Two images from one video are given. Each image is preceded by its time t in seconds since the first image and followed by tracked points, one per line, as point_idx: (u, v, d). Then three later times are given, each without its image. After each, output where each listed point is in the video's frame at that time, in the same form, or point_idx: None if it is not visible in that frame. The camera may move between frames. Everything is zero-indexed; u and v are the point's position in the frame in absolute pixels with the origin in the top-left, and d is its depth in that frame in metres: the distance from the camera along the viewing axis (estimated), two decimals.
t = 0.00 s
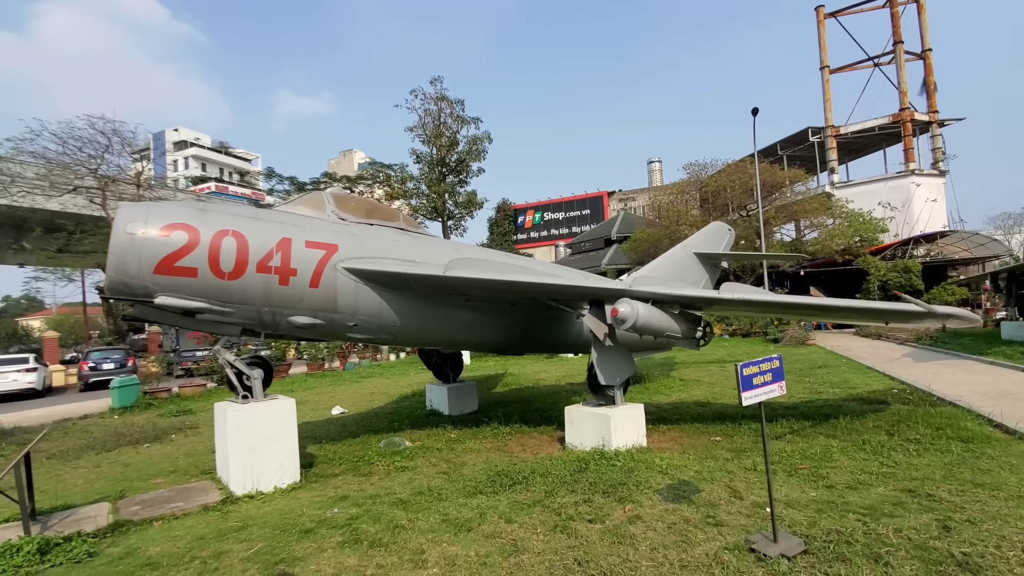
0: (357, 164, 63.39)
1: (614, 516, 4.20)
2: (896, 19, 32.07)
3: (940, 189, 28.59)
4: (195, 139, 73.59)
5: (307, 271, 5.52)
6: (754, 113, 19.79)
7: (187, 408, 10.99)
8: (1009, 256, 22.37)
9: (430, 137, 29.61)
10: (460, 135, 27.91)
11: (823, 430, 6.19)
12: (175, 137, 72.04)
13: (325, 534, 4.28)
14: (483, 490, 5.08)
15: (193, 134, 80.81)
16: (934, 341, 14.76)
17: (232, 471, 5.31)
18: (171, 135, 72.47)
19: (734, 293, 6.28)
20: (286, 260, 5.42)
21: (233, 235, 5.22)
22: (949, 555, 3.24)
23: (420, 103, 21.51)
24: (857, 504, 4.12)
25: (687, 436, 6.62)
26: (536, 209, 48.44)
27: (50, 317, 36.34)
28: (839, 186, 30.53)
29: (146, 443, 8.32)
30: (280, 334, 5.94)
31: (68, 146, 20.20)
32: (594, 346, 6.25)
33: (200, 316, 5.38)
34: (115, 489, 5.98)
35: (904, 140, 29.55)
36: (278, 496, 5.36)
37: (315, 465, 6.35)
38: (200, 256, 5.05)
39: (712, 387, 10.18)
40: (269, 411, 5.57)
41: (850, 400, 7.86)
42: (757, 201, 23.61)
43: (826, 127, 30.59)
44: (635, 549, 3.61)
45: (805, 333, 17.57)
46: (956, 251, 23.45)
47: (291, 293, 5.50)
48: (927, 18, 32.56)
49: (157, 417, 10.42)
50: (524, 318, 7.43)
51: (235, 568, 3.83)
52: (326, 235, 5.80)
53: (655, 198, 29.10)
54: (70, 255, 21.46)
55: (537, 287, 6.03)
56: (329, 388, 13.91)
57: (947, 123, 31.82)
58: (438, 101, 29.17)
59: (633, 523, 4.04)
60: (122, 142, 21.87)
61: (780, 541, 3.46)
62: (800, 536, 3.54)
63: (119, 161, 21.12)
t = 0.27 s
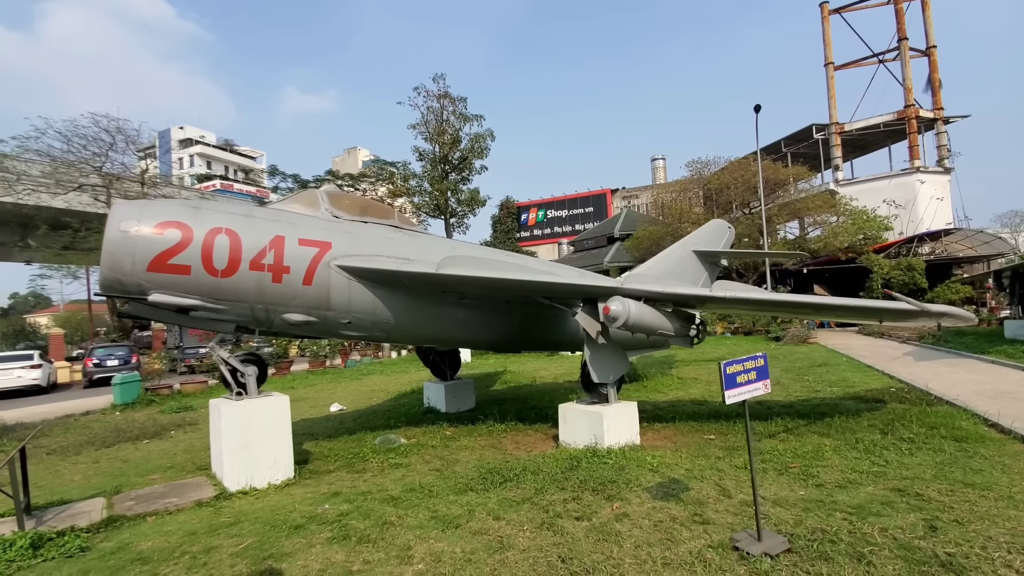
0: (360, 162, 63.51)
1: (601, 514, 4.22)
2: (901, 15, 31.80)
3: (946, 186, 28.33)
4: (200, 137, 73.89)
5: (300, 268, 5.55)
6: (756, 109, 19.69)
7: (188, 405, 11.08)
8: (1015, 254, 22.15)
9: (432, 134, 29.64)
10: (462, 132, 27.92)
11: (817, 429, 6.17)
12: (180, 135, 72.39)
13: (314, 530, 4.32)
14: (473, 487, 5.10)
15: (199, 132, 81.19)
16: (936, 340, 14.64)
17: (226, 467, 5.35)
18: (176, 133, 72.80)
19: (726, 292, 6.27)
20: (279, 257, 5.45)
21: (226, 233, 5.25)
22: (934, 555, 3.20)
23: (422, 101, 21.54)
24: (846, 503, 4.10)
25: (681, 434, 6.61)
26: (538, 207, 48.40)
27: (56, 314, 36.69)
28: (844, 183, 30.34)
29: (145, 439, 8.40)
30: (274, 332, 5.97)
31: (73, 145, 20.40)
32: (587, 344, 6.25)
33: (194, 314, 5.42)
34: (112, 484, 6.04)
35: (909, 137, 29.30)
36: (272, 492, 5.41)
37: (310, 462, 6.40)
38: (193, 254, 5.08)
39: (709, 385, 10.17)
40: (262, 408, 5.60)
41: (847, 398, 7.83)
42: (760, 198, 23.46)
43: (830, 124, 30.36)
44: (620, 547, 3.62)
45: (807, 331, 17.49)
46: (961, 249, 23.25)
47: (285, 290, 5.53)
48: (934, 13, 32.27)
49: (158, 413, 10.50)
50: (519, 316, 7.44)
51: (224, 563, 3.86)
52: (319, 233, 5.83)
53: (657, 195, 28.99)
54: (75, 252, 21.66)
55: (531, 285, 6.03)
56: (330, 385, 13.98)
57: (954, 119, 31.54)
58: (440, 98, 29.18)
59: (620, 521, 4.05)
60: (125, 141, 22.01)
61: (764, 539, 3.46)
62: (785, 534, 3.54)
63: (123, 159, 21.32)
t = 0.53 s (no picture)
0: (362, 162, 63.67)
1: (588, 514, 4.24)
2: (903, 14, 31.70)
3: (948, 186, 28.21)
4: (203, 138, 74.19)
5: (292, 270, 5.58)
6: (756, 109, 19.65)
7: (187, 405, 11.15)
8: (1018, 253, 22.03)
9: (433, 135, 29.69)
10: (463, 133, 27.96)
11: (809, 430, 6.17)
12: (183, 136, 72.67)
13: (303, 530, 4.35)
14: (463, 488, 5.14)
15: (202, 132, 81.47)
16: (936, 340, 14.60)
17: (219, 466, 5.40)
18: (180, 135, 72.97)
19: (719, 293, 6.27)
20: (271, 259, 5.49)
21: (218, 235, 5.30)
22: (914, 556, 3.19)
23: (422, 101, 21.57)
24: (831, 504, 4.11)
25: (674, 435, 6.63)
26: (539, 207, 48.41)
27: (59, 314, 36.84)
28: (845, 183, 30.25)
29: (143, 439, 8.46)
30: (268, 333, 6.01)
31: (75, 146, 20.51)
32: (579, 345, 6.27)
33: (187, 315, 5.47)
34: (107, 483, 6.10)
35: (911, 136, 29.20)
36: (264, 492, 5.45)
37: (304, 462, 6.44)
38: (186, 256, 5.13)
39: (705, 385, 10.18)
40: (255, 408, 5.64)
41: (842, 399, 7.83)
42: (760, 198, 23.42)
43: (832, 124, 30.27)
44: (604, 547, 3.64)
45: (806, 331, 17.46)
46: (963, 249, 23.13)
47: (277, 291, 5.57)
48: (936, 12, 32.15)
49: (157, 413, 10.57)
50: (513, 317, 7.46)
51: (213, 562, 3.90)
52: (311, 235, 5.87)
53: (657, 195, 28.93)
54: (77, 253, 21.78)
55: (523, 287, 6.06)
56: (329, 385, 14.04)
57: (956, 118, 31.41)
58: (441, 99, 29.23)
59: (606, 522, 4.08)
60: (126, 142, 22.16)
61: (746, 540, 3.47)
62: (768, 535, 3.56)
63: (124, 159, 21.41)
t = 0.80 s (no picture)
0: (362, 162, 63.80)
1: (574, 514, 4.29)
2: (903, 13, 31.66)
3: (947, 186, 28.19)
4: (204, 138, 74.33)
5: (283, 272, 5.64)
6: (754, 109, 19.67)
7: (184, 405, 11.20)
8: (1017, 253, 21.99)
9: (432, 135, 29.73)
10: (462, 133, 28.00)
11: (796, 431, 6.21)
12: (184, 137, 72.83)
13: (293, 529, 4.41)
14: (452, 487, 5.18)
15: (202, 133, 81.52)
16: (933, 340, 14.59)
17: (211, 466, 5.45)
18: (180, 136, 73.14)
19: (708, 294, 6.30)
20: (263, 261, 5.54)
21: (210, 237, 5.35)
22: (890, 555, 3.22)
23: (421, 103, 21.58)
24: (814, 504, 4.14)
25: (665, 435, 6.66)
26: (539, 207, 48.47)
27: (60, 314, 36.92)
28: (844, 183, 30.24)
29: (139, 439, 8.52)
30: (260, 334, 6.07)
31: (75, 147, 20.58)
32: (569, 346, 6.31)
33: (179, 317, 5.52)
34: (102, 483, 6.16)
35: (911, 136, 29.16)
36: (256, 491, 5.50)
37: (296, 462, 6.49)
38: (178, 258, 5.19)
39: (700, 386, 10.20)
40: (247, 408, 5.69)
41: (833, 399, 7.88)
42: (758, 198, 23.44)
43: (831, 124, 30.26)
44: (586, 546, 3.68)
45: (804, 331, 17.48)
46: (962, 249, 23.07)
47: (269, 293, 5.62)
48: (936, 12, 32.11)
49: (154, 413, 10.62)
50: (505, 318, 7.50)
51: (201, 561, 3.95)
52: (303, 237, 5.92)
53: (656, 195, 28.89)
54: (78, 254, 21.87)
55: (514, 288, 6.11)
56: (326, 385, 14.10)
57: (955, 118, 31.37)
58: (440, 99, 29.27)
59: (590, 521, 4.12)
60: (126, 143, 22.20)
61: (726, 538, 3.52)
62: (747, 534, 3.59)
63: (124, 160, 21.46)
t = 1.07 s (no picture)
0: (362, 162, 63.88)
1: (558, 512, 4.36)
2: (902, 13, 31.66)
3: (945, 186, 28.19)
4: (204, 138, 74.43)
5: (275, 273, 5.71)
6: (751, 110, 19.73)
7: (181, 404, 11.30)
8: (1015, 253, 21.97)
9: (431, 135, 29.80)
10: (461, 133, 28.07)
11: (784, 430, 6.28)
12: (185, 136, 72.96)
13: (282, 526, 4.49)
14: (441, 486, 5.26)
15: (203, 133, 81.62)
16: (928, 340, 14.63)
17: (203, 465, 5.53)
18: (181, 135, 73.31)
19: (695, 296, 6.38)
20: (255, 262, 5.62)
21: (203, 239, 5.43)
22: (862, 552, 3.28)
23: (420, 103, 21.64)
24: (794, 502, 4.21)
25: (654, 435, 6.73)
26: (539, 207, 48.53)
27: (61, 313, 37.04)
28: (843, 183, 30.27)
29: (135, 438, 8.59)
30: (253, 334, 6.14)
31: (75, 147, 20.67)
32: (559, 346, 6.37)
33: (173, 317, 5.60)
34: (97, 481, 6.24)
35: (909, 136, 29.16)
36: (249, 490, 5.58)
37: (289, 461, 6.57)
38: (171, 260, 5.26)
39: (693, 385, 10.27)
40: (241, 408, 5.77)
41: (823, 399, 7.94)
42: (756, 198, 23.45)
43: (829, 124, 30.27)
44: (568, 543, 3.76)
45: (800, 331, 17.54)
46: (960, 249, 23.05)
47: (261, 294, 5.70)
48: (935, 12, 32.10)
49: (152, 413, 10.70)
50: (497, 319, 7.57)
51: (191, 557, 4.02)
52: (295, 238, 6.00)
53: (654, 195, 28.82)
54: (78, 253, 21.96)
55: (504, 289, 6.18)
56: (323, 385, 14.17)
57: (954, 118, 31.37)
58: (439, 99, 29.35)
59: (574, 519, 4.20)
60: (126, 143, 22.21)
61: (704, 536, 3.59)
62: (724, 532, 3.66)
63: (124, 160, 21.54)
